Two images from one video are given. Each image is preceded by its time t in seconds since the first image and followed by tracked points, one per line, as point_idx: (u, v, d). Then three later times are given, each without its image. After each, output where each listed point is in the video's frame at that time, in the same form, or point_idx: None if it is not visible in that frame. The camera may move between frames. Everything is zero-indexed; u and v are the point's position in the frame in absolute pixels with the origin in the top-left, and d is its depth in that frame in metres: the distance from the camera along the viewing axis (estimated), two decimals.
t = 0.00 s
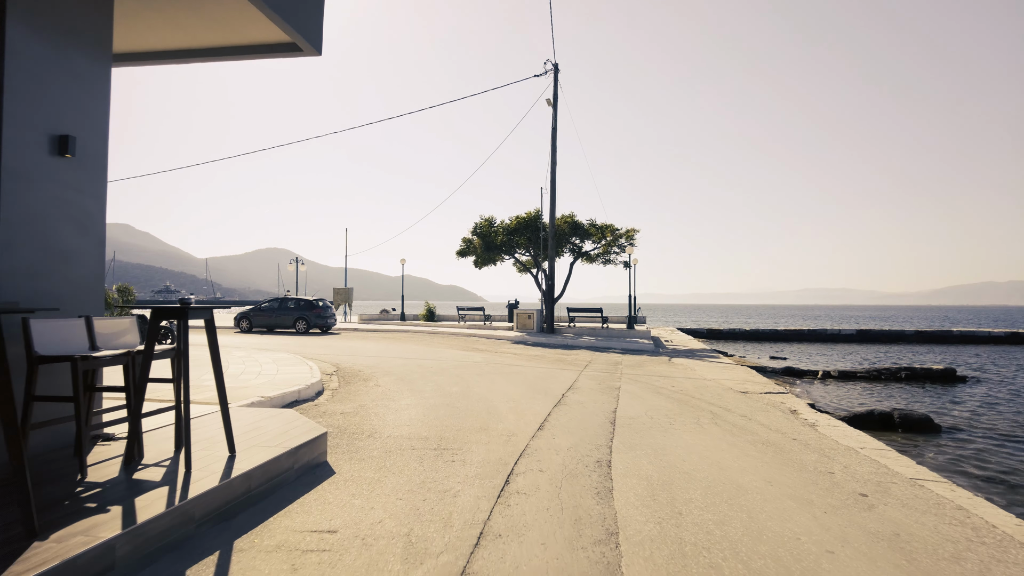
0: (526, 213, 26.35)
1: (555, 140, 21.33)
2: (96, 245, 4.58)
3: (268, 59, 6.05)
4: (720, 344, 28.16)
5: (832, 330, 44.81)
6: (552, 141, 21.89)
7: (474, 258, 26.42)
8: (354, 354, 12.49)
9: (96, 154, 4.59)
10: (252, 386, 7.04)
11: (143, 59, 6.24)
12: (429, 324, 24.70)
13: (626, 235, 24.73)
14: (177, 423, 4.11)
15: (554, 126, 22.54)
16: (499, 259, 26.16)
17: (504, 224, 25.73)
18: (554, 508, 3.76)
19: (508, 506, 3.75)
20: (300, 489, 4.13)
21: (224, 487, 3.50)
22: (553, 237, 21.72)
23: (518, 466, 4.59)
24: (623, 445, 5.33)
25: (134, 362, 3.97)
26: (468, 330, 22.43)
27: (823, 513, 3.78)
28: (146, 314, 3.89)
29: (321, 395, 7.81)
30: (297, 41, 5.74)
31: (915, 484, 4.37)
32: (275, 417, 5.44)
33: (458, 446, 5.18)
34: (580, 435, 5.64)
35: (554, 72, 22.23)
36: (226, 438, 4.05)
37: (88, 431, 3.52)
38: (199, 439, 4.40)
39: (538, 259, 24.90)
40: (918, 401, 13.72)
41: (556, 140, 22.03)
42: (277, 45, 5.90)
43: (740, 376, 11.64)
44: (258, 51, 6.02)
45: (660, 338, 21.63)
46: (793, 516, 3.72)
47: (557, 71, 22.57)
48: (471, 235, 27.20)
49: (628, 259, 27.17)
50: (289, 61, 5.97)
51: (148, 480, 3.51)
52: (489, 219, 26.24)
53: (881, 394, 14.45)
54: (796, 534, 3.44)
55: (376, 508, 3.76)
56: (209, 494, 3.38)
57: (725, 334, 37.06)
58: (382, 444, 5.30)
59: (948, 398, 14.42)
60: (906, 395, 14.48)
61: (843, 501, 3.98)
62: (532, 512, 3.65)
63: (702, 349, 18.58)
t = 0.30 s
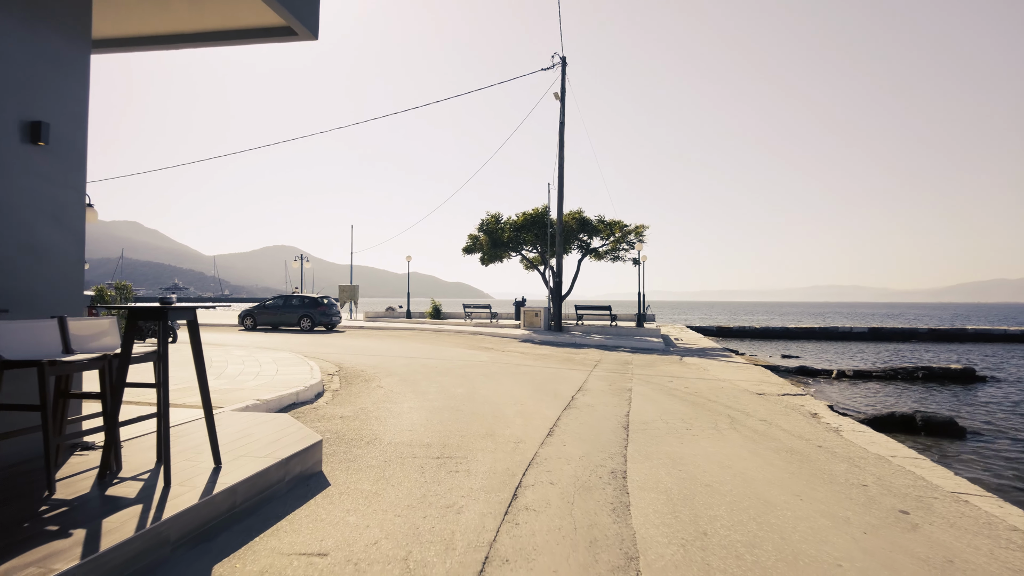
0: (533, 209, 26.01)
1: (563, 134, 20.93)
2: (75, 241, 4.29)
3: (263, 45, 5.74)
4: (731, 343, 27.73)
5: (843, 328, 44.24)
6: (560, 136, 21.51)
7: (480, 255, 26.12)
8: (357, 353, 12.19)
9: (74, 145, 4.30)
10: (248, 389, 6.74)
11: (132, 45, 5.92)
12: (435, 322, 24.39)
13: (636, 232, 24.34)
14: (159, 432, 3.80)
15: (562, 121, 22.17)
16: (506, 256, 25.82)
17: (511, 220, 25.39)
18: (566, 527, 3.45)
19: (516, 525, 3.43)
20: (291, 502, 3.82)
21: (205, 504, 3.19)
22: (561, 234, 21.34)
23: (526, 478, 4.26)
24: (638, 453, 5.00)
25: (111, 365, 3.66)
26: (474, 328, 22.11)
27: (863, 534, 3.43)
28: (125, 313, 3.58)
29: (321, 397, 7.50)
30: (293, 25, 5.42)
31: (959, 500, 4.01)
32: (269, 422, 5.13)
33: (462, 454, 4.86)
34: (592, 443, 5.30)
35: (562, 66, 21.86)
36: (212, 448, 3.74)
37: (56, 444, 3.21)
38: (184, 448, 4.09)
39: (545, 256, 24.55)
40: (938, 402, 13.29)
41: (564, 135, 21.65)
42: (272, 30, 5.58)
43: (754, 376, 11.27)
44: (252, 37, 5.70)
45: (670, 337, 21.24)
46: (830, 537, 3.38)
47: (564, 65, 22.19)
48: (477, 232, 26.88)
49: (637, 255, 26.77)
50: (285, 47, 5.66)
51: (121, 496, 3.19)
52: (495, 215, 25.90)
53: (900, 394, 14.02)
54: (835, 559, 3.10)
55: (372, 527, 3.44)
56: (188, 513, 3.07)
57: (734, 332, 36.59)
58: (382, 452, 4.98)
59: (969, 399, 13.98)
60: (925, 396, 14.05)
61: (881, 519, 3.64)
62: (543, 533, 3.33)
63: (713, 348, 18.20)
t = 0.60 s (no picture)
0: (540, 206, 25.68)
1: (571, 130, 20.59)
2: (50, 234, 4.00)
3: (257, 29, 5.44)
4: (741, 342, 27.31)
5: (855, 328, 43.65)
6: (568, 132, 21.15)
7: (487, 253, 25.83)
8: (361, 352, 11.91)
9: (48, 131, 4.01)
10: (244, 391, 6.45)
11: (120, 30, 5.62)
12: (442, 321, 24.11)
13: (645, 229, 23.97)
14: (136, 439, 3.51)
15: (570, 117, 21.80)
16: (513, 254, 25.51)
17: (518, 218, 25.09)
18: (578, 546, 3.14)
19: (524, 545, 3.12)
20: (279, 517, 3.51)
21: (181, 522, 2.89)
22: (569, 232, 21.00)
23: (534, 490, 3.95)
24: (654, 462, 4.67)
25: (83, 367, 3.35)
26: (481, 327, 21.80)
27: (908, 557, 3.09)
28: (96, 311, 3.26)
29: (320, 398, 7.21)
30: (288, 7, 5.12)
31: (1010, 517, 3.65)
32: (262, 427, 4.84)
33: (466, 463, 4.55)
34: (604, 450, 4.98)
35: (570, 61, 21.49)
36: (194, 458, 3.44)
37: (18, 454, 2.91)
38: (166, 457, 3.79)
39: (553, 254, 24.21)
40: (959, 404, 12.87)
41: (573, 131, 21.28)
42: (266, 12, 5.28)
43: (770, 378, 10.90)
44: (245, 21, 5.41)
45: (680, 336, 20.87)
46: (872, 560, 3.04)
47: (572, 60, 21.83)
48: (484, 230, 26.58)
49: (646, 254, 26.39)
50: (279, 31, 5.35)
51: (88, 512, 2.90)
52: (502, 213, 25.59)
53: (919, 396, 13.59)
54: None
55: (365, 546, 3.13)
56: (161, 533, 2.77)
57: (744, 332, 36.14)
58: (380, 459, 4.67)
59: (991, 402, 13.54)
60: (945, 398, 13.62)
61: (926, 539, 3.30)
62: (553, 555, 3.01)
63: (725, 348, 17.82)
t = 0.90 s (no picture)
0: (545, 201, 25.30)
1: (576, 123, 20.18)
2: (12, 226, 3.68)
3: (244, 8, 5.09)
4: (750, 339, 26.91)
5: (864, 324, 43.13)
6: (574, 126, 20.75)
7: (491, 249, 25.49)
8: (361, 350, 11.60)
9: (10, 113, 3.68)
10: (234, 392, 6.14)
11: (98, 11, 5.29)
12: (446, 318, 23.80)
13: (652, 225, 23.57)
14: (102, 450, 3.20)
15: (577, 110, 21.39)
16: (518, 250, 25.16)
17: (522, 213, 24.72)
18: (590, 571, 2.81)
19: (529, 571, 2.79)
20: (259, 534, 3.20)
21: (144, 545, 2.58)
22: (575, 227, 20.63)
23: (540, 504, 3.62)
24: (669, 471, 4.33)
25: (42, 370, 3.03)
26: (485, 324, 21.49)
27: None
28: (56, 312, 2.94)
29: (316, 399, 6.90)
30: None
31: None
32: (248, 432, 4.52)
33: (467, 472, 4.22)
34: (615, 457, 4.64)
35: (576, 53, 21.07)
36: (165, 470, 3.13)
37: None
38: (138, 468, 3.48)
39: (559, 250, 23.85)
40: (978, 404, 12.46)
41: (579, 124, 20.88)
42: None
43: (783, 377, 10.53)
44: None
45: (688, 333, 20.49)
46: None
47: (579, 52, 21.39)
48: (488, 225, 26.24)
49: (653, 249, 25.99)
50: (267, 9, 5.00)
51: (39, 535, 2.59)
52: (506, 208, 25.22)
53: (936, 395, 13.20)
54: None
55: (352, 570, 2.81)
56: (120, 558, 2.46)
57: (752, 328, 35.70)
58: (375, 467, 4.34)
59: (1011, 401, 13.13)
60: (964, 397, 13.22)
61: (979, 564, 2.95)
62: None
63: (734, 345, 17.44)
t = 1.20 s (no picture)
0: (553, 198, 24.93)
1: (585, 118, 19.78)
2: None
3: None
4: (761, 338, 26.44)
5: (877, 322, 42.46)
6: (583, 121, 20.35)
7: (499, 246, 25.16)
8: (365, 350, 11.31)
9: None
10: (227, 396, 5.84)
11: None
12: (453, 317, 23.51)
13: (662, 221, 23.16)
14: (62, 466, 2.90)
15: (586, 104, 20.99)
16: (526, 247, 24.81)
17: (530, 210, 24.36)
18: None
19: None
20: (238, 558, 2.88)
21: None
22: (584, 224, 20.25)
23: (549, 524, 3.28)
24: (689, 484, 3.98)
25: None
26: (493, 323, 21.15)
27: None
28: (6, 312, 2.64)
29: (314, 403, 6.60)
30: None
31: None
32: (235, 441, 4.21)
33: (469, 485, 3.89)
34: (631, 468, 4.30)
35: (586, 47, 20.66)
36: (133, 488, 2.82)
37: None
38: (107, 484, 3.16)
39: (567, 247, 23.49)
40: (1002, 406, 12.02)
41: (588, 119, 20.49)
42: None
43: (801, 378, 10.14)
44: None
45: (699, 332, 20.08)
46: None
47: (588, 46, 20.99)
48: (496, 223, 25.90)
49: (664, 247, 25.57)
50: None
51: None
52: (514, 205, 24.86)
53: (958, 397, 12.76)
54: None
55: None
56: None
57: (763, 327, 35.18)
58: (369, 480, 4.02)
59: None
60: (987, 399, 12.77)
61: None
62: None
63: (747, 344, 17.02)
